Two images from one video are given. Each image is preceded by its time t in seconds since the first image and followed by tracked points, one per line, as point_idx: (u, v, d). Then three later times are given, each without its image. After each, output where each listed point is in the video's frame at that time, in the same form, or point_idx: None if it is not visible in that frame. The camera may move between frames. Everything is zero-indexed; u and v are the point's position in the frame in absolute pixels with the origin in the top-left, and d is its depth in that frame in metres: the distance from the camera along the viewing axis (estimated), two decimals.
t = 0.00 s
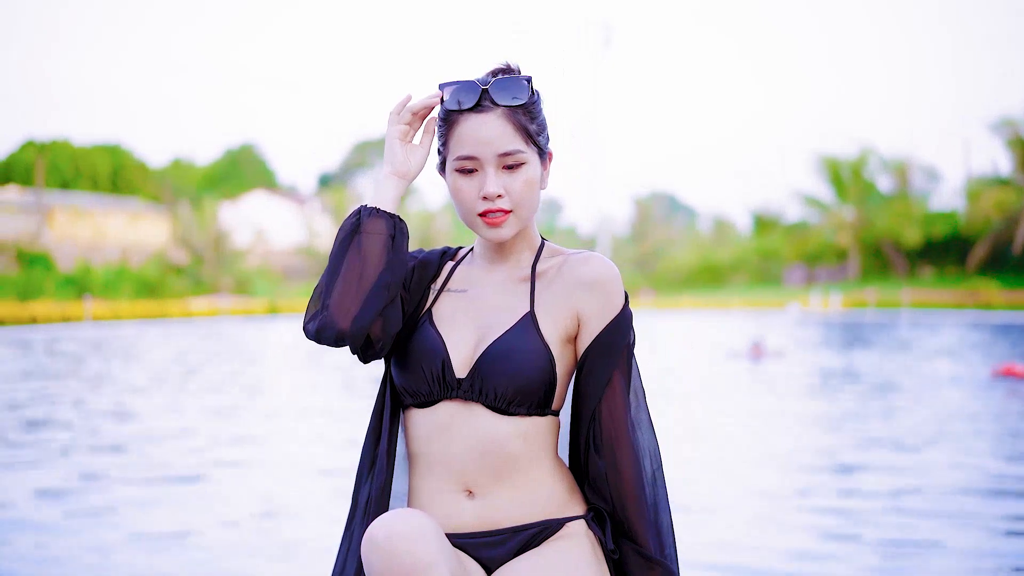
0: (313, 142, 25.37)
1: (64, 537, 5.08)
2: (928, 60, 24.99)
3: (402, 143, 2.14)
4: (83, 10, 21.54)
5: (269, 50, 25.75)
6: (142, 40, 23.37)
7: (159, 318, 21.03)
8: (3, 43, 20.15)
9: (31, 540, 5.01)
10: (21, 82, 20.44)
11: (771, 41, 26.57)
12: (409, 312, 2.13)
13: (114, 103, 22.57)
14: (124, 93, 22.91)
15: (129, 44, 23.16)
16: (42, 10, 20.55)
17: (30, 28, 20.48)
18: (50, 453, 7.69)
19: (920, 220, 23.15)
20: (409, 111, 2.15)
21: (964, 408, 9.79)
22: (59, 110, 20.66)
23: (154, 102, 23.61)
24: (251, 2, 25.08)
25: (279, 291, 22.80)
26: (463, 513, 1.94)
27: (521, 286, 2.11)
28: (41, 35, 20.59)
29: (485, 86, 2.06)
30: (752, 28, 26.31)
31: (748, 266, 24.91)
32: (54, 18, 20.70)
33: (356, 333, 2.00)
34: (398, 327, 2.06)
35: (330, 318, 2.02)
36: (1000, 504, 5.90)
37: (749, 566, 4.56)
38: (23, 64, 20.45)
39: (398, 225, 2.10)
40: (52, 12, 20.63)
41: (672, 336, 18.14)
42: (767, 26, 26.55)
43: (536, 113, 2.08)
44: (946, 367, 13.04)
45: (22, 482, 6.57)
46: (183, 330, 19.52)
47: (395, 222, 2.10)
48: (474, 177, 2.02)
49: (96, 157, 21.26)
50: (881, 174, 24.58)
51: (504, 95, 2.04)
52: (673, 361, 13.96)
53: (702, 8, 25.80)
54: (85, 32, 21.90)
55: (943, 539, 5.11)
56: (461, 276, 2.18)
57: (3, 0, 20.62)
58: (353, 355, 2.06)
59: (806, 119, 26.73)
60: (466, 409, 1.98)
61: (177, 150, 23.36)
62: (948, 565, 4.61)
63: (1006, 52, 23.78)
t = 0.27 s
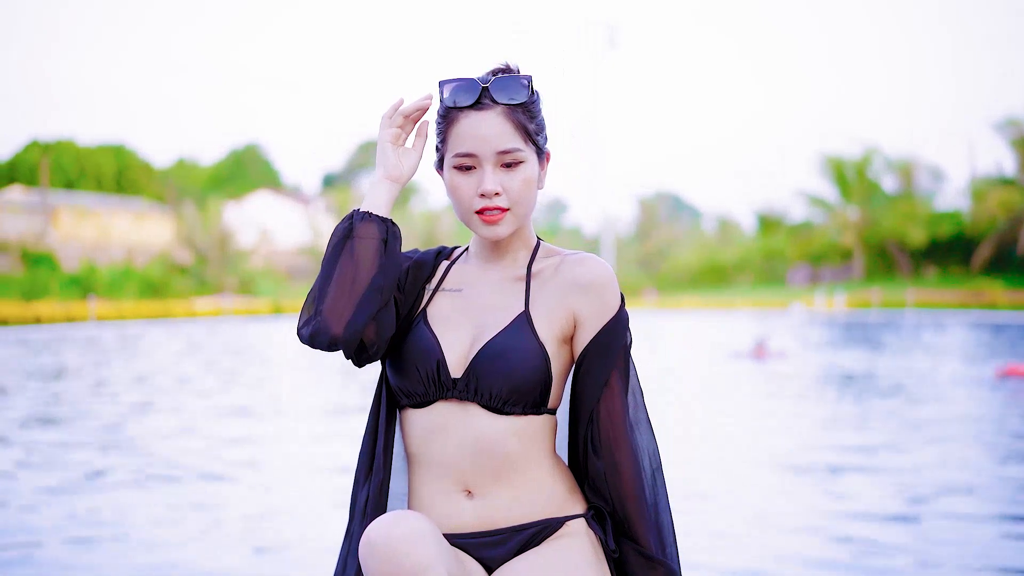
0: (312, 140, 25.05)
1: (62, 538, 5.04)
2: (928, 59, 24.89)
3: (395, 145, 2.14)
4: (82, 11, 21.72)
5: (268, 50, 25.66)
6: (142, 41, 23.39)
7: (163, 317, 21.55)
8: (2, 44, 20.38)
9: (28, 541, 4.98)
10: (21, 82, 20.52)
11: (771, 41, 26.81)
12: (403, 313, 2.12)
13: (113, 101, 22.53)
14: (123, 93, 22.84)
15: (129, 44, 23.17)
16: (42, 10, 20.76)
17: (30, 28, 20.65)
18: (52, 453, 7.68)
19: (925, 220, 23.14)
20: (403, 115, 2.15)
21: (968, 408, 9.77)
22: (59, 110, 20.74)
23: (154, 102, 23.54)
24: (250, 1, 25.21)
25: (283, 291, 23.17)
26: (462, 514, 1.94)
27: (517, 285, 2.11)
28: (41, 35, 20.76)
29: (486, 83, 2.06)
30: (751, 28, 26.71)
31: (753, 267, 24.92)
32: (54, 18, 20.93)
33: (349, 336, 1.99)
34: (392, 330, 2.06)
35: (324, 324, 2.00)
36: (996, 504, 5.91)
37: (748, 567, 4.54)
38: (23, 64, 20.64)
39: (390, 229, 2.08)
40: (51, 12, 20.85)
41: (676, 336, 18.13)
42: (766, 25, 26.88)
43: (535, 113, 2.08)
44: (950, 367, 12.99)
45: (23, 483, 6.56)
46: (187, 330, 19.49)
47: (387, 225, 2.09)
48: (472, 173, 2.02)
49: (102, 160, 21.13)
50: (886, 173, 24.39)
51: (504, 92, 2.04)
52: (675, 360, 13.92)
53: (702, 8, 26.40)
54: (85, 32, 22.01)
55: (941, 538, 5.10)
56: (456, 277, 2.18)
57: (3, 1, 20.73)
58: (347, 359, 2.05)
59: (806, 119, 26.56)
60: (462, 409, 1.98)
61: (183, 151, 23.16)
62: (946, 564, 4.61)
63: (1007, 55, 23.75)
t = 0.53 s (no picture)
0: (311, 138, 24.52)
1: (67, 535, 5.12)
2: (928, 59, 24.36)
3: (378, 151, 2.20)
4: (82, 11, 21.37)
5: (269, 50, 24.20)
6: (143, 41, 22.82)
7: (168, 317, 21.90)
8: (2, 43, 20.21)
9: (34, 538, 5.06)
10: (20, 82, 20.44)
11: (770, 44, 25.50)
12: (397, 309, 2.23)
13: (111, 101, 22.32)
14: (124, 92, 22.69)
15: (129, 44, 22.65)
16: (42, 10, 20.60)
17: (30, 28, 20.51)
18: (55, 452, 7.73)
19: (930, 220, 23.60)
20: (386, 121, 2.20)
21: (971, 408, 9.77)
22: (58, 110, 20.66)
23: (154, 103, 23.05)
24: (251, 2, 23.78)
25: (287, 291, 23.22)
26: (464, 512, 2.06)
27: (511, 283, 2.21)
28: (41, 35, 20.60)
29: (486, 81, 2.10)
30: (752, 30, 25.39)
31: (758, 267, 25.27)
32: (53, 18, 20.71)
33: (339, 348, 2.09)
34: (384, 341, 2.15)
35: (315, 335, 2.10)
36: (993, 500, 5.96)
37: (745, 563, 4.59)
38: (22, 64, 20.46)
39: (377, 235, 2.16)
40: (51, 12, 20.66)
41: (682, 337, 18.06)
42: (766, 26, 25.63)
43: (533, 110, 2.11)
44: (953, 367, 12.92)
45: (28, 481, 6.63)
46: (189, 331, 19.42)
47: (374, 232, 2.17)
48: (469, 170, 2.05)
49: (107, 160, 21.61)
50: (890, 173, 24.75)
51: (504, 89, 2.07)
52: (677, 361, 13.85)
53: (702, 8, 24.88)
54: (85, 32, 21.66)
55: (939, 534, 5.16)
56: (450, 273, 2.28)
57: (4, 1, 20.67)
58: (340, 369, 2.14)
59: (806, 119, 26.04)
60: (458, 409, 2.09)
61: (188, 150, 23.33)
62: (943, 560, 4.67)
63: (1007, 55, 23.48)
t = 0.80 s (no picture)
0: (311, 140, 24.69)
1: (67, 535, 5.13)
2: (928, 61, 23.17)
3: (349, 160, 2.26)
4: (83, 10, 20.51)
5: (269, 50, 23.24)
6: (143, 41, 21.90)
7: (173, 317, 21.79)
8: (2, 43, 19.50)
9: (32, 538, 5.07)
10: (21, 82, 20.07)
11: (772, 41, 24.17)
12: (391, 310, 2.27)
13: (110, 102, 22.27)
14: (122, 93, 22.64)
15: (130, 44, 21.71)
16: (42, 10, 19.76)
17: (30, 27, 19.71)
18: (57, 451, 7.75)
19: (935, 219, 23.85)
20: (353, 129, 2.27)
21: (975, 408, 9.74)
22: (59, 110, 20.77)
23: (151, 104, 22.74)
24: (250, 0, 22.76)
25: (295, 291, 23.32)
26: (463, 512, 2.09)
27: (504, 279, 2.24)
28: (41, 35, 19.85)
29: (484, 78, 2.14)
30: (752, 28, 24.04)
31: (763, 267, 25.72)
32: (54, 18, 19.87)
33: (333, 369, 2.16)
34: (377, 358, 2.20)
35: (308, 359, 2.17)
36: (993, 501, 5.93)
37: (744, 563, 4.59)
38: (23, 64, 19.84)
39: (357, 251, 2.22)
40: (52, 12, 19.87)
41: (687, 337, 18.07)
42: (766, 25, 24.24)
43: (531, 109, 2.17)
44: (957, 368, 12.85)
45: (29, 480, 6.64)
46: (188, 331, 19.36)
47: (355, 248, 2.23)
48: (465, 166, 2.10)
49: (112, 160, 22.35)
50: (895, 173, 24.89)
51: (500, 86, 2.12)
52: (679, 361, 13.82)
53: (703, 7, 23.71)
54: (85, 31, 20.79)
55: (940, 534, 5.15)
56: (443, 274, 2.31)
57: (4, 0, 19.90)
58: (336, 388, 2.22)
59: (807, 119, 25.49)
60: (455, 410, 2.12)
61: (194, 150, 23.90)
62: (943, 559, 4.66)
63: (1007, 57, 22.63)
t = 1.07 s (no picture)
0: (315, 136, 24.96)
1: (68, 535, 5.12)
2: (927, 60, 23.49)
3: (320, 179, 2.10)
4: (83, 11, 20.82)
5: (269, 50, 23.42)
6: (143, 41, 22.27)
7: (177, 317, 21.78)
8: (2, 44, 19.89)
9: (32, 538, 5.06)
10: (21, 82, 20.28)
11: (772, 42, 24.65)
12: (386, 312, 2.23)
13: (111, 101, 22.31)
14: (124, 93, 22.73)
15: (130, 45, 22.09)
16: (42, 11, 20.11)
17: (30, 28, 20.08)
18: (58, 451, 7.75)
19: (941, 220, 23.55)
20: (318, 147, 2.09)
21: (980, 408, 9.72)
22: (59, 110, 20.76)
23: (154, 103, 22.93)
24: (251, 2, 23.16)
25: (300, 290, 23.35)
26: (463, 512, 2.06)
27: (501, 276, 2.22)
28: (41, 35, 20.17)
29: (482, 75, 2.12)
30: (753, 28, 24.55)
31: (767, 267, 25.42)
32: (54, 19, 20.25)
33: (334, 394, 2.12)
34: (377, 374, 2.14)
35: (308, 384, 2.13)
36: (996, 503, 5.89)
37: (747, 563, 4.58)
38: (23, 65, 20.13)
39: (343, 271, 2.10)
40: (52, 12, 20.15)
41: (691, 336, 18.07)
42: (767, 26, 24.70)
43: (528, 107, 2.15)
44: (959, 368, 12.88)
45: (29, 480, 6.64)
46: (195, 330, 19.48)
47: (339, 267, 2.11)
48: (461, 162, 2.08)
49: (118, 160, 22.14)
50: (901, 173, 24.74)
51: (497, 83, 2.10)
52: (682, 361, 13.85)
53: (703, 7, 24.11)
54: (85, 32, 21.12)
55: (946, 534, 5.13)
56: (439, 275, 2.27)
57: (4, 1, 20.23)
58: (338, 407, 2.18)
59: (807, 119, 25.58)
60: (453, 409, 2.09)
61: (197, 150, 23.82)
62: (948, 560, 4.63)
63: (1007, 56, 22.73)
